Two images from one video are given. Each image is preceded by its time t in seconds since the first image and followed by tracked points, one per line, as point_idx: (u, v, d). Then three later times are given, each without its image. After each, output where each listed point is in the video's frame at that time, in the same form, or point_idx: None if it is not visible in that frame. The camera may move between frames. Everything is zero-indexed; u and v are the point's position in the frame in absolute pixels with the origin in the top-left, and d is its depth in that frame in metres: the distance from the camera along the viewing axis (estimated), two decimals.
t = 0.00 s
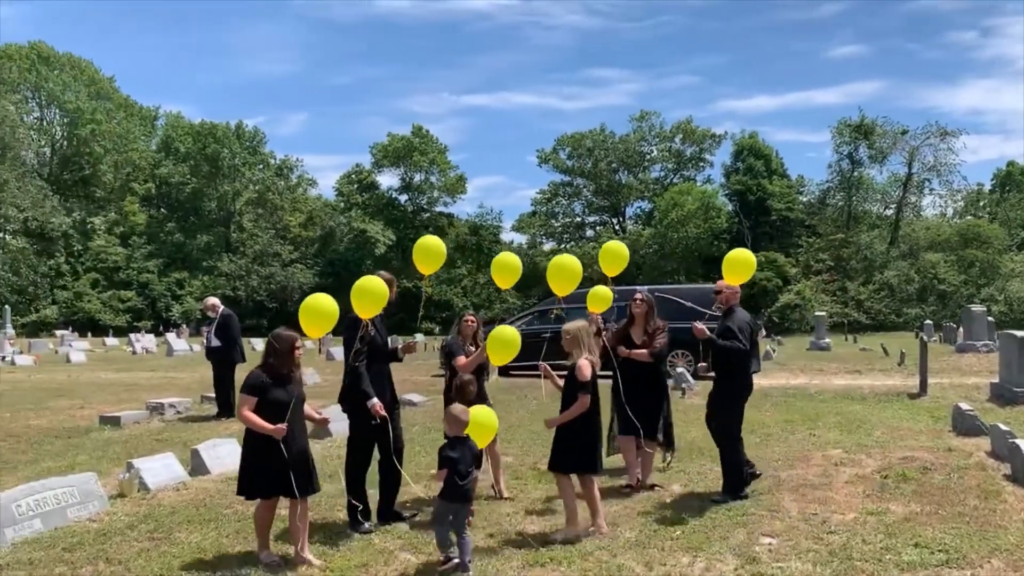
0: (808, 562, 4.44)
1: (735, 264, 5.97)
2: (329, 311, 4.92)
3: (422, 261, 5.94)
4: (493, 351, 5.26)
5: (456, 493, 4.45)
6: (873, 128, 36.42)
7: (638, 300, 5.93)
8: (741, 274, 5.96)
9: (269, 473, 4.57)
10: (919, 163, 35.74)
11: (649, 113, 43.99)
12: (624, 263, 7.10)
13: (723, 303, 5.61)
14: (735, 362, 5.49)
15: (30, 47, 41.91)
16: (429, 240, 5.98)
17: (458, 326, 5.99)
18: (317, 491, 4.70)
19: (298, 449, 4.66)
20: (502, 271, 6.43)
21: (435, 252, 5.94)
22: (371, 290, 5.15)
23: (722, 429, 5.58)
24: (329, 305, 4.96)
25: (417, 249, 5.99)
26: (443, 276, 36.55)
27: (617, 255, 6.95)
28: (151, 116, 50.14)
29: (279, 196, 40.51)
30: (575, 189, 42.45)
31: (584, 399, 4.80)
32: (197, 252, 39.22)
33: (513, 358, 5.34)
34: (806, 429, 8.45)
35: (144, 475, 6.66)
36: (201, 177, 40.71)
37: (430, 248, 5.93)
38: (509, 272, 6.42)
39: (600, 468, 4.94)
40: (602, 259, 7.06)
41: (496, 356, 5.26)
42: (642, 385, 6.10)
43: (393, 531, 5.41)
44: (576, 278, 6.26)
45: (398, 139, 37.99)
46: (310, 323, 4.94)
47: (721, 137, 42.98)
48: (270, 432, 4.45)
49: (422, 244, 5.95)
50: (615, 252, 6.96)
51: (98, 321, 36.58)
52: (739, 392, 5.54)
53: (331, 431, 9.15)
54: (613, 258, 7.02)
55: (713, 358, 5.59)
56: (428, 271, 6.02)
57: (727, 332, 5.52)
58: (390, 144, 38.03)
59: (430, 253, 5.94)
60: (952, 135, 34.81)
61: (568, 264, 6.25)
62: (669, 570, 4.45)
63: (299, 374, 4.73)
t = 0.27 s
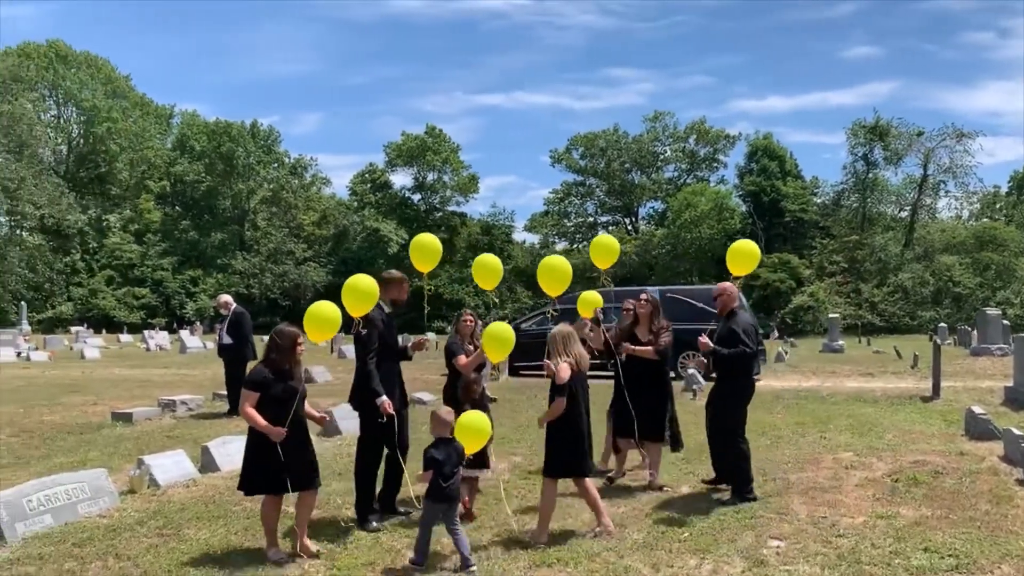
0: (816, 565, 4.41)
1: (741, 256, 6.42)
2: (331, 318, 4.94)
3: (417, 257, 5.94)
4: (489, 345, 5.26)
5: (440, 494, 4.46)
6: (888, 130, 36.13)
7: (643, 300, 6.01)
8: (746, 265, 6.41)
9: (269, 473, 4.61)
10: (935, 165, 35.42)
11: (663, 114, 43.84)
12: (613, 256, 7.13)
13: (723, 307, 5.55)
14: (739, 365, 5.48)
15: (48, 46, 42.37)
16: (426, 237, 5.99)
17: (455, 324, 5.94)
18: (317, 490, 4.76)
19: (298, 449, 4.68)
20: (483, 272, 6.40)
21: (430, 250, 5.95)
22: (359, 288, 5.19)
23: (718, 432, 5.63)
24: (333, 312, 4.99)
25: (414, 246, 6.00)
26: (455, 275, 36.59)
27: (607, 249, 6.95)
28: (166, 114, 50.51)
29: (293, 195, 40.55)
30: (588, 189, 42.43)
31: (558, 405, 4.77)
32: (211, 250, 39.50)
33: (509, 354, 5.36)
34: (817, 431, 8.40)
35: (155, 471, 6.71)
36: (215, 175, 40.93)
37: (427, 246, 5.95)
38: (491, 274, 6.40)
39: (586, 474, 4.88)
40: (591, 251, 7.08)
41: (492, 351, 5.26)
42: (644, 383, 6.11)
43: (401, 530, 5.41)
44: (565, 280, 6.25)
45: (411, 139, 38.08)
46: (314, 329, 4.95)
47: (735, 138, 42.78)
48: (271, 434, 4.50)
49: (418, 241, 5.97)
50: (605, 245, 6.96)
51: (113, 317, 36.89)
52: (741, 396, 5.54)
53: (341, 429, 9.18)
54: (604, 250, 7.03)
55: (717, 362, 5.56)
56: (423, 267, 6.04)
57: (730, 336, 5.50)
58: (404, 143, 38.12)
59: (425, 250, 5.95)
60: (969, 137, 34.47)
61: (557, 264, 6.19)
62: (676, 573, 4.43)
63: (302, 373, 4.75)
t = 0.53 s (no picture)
0: (818, 571, 4.36)
1: (729, 234, 6.66)
2: (321, 310, 4.87)
3: (409, 261, 5.82)
4: (483, 342, 5.21)
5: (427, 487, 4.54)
6: (906, 133, 35.84)
7: (636, 303, 6.06)
8: (735, 243, 6.64)
9: (272, 466, 4.61)
10: (953, 169, 35.09)
11: (679, 115, 43.66)
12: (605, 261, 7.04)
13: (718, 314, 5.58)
14: (739, 364, 5.53)
15: (68, 41, 42.82)
16: (416, 242, 5.88)
17: (453, 325, 5.93)
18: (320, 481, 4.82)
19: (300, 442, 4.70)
20: (475, 281, 6.36)
21: (421, 252, 5.84)
22: (346, 277, 5.22)
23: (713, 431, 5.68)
24: (323, 306, 4.91)
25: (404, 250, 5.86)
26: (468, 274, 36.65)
27: (598, 254, 6.85)
28: (183, 110, 50.87)
29: (309, 192, 40.61)
30: (602, 189, 42.40)
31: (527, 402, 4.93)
32: (226, 246, 39.74)
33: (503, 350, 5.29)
34: (825, 436, 8.32)
35: (161, 466, 6.74)
36: (231, 171, 41.10)
37: (418, 250, 5.83)
38: (483, 284, 6.36)
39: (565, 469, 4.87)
40: (581, 257, 6.98)
41: (486, 347, 5.22)
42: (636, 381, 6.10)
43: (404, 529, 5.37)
44: (561, 275, 6.20)
45: (427, 137, 38.13)
46: (310, 323, 4.89)
47: (751, 140, 42.54)
48: (275, 428, 4.51)
49: (409, 246, 5.84)
50: (596, 250, 6.87)
51: (127, 312, 37.22)
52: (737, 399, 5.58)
53: (348, 426, 9.19)
54: (595, 256, 6.93)
55: (721, 363, 5.61)
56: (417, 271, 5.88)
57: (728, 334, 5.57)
58: (419, 141, 38.19)
59: (417, 253, 5.85)
60: (988, 141, 34.12)
61: (552, 261, 6.18)
62: None
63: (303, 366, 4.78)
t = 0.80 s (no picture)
0: (817, 573, 4.32)
1: (721, 204, 6.68)
2: (309, 306, 4.66)
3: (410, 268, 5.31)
4: (479, 336, 5.26)
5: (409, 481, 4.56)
6: (920, 134, 35.54)
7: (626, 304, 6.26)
8: (726, 212, 6.68)
9: (272, 460, 4.61)
10: (967, 171, 34.78)
11: (691, 114, 43.46)
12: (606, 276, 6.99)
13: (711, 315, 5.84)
14: (739, 357, 5.73)
15: (83, 38, 43.12)
16: (415, 245, 5.38)
17: (448, 322, 5.89)
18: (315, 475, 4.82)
19: (300, 436, 4.73)
20: (480, 276, 6.32)
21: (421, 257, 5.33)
22: (322, 276, 5.09)
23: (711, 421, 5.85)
24: (311, 302, 4.71)
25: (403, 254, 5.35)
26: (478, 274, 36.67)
27: (598, 269, 6.84)
28: (196, 107, 51.08)
29: (320, 190, 40.81)
30: (613, 189, 42.34)
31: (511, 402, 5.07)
32: (238, 243, 39.85)
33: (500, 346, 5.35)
34: (831, 438, 8.26)
35: (166, 462, 6.75)
36: (243, 169, 41.13)
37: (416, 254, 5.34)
38: (488, 279, 6.32)
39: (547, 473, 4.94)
40: (582, 273, 6.95)
41: (484, 342, 5.27)
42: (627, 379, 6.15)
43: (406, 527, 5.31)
44: (560, 276, 6.14)
45: (438, 135, 38.11)
46: (295, 319, 4.64)
47: (764, 140, 42.31)
48: (274, 423, 4.54)
49: (408, 249, 5.33)
50: (598, 265, 6.85)
51: (139, 308, 37.46)
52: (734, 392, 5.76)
53: (353, 423, 9.21)
54: (595, 270, 6.89)
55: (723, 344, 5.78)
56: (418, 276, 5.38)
57: (728, 329, 5.79)
58: (430, 140, 38.16)
59: (416, 258, 5.34)
60: (1003, 142, 33.79)
61: (551, 263, 6.11)
62: None
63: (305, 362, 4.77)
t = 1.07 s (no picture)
0: (818, 574, 4.30)
1: (718, 198, 6.58)
2: (299, 309, 4.68)
3: (419, 262, 5.80)
4: (476, 339, 5.25)
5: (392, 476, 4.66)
6: (925, 132, 35.46)
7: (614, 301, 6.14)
8: (724, 207, 6.59)
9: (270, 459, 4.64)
10: (972, 169, 34.66)
11: (696, 114, 43.42)
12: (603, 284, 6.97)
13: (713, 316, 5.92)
14: (742, 356, 5.78)
15: (89, 43, 43.29)
16: (425, 242, 5.88)
17: (443, 322, 6.09)
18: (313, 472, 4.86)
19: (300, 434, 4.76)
20: (491, 274, 6.33)
21: (431, 254, 5.82)
22: (299, 285, 5.13)
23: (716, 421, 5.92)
24: (301, 307, 4.73)
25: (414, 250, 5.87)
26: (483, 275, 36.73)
27: (596, 274, 6.84)
28: (201, 110, 51.23)
29: (325, 192, 40.99)
30: (618, 190, 42.37)
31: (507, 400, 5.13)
32: (243, 246, 39.95)
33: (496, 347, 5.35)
34: (834, 438, 8.23)
35: (169, 465, 6.75)
36: (249, 172, 41.09)
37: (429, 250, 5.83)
38: (499, 276, 6.33)
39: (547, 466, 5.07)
40: (580, 278, 6.92)
41: (479, 345, 5.25)
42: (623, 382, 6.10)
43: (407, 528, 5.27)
44: (558, 286, 6.12)
45: (442, 137, 38.14)
46: (288, 324, 4.67)
47: (768, 139, 42.21)
48: (271, 422, 4.57)
49: (419, 247, 5.85)
50: (595, 269, 6.85)
51: (146, 311, 37.59)
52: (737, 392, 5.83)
53: (356, 425, 9.21)
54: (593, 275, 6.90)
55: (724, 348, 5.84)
56: (426, 272, 5.89)
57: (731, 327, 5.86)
58: (435, 141, 38.21)
59: (426, 254, 5.84)
60: (1008, 140, 33.67)
61: (549, 270, 6.08)
62: None
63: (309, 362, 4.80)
